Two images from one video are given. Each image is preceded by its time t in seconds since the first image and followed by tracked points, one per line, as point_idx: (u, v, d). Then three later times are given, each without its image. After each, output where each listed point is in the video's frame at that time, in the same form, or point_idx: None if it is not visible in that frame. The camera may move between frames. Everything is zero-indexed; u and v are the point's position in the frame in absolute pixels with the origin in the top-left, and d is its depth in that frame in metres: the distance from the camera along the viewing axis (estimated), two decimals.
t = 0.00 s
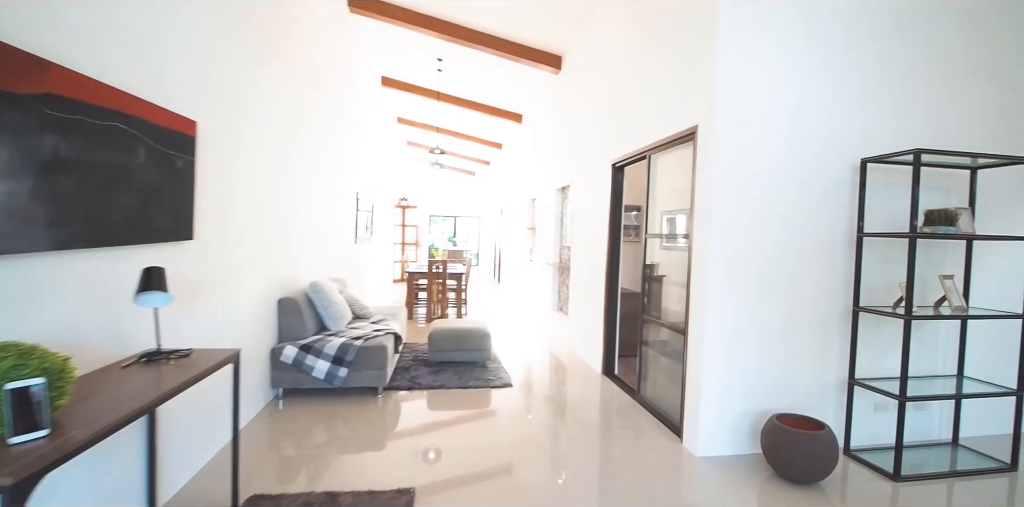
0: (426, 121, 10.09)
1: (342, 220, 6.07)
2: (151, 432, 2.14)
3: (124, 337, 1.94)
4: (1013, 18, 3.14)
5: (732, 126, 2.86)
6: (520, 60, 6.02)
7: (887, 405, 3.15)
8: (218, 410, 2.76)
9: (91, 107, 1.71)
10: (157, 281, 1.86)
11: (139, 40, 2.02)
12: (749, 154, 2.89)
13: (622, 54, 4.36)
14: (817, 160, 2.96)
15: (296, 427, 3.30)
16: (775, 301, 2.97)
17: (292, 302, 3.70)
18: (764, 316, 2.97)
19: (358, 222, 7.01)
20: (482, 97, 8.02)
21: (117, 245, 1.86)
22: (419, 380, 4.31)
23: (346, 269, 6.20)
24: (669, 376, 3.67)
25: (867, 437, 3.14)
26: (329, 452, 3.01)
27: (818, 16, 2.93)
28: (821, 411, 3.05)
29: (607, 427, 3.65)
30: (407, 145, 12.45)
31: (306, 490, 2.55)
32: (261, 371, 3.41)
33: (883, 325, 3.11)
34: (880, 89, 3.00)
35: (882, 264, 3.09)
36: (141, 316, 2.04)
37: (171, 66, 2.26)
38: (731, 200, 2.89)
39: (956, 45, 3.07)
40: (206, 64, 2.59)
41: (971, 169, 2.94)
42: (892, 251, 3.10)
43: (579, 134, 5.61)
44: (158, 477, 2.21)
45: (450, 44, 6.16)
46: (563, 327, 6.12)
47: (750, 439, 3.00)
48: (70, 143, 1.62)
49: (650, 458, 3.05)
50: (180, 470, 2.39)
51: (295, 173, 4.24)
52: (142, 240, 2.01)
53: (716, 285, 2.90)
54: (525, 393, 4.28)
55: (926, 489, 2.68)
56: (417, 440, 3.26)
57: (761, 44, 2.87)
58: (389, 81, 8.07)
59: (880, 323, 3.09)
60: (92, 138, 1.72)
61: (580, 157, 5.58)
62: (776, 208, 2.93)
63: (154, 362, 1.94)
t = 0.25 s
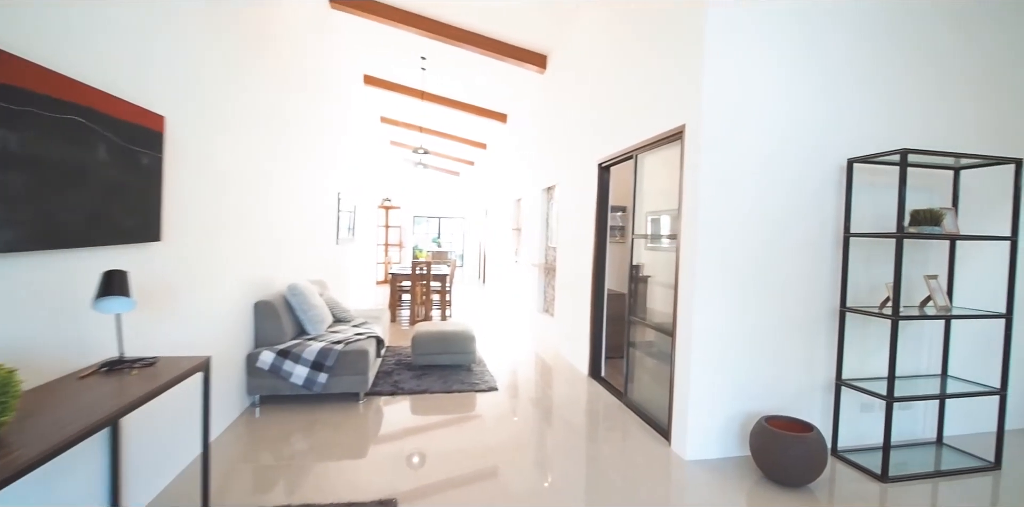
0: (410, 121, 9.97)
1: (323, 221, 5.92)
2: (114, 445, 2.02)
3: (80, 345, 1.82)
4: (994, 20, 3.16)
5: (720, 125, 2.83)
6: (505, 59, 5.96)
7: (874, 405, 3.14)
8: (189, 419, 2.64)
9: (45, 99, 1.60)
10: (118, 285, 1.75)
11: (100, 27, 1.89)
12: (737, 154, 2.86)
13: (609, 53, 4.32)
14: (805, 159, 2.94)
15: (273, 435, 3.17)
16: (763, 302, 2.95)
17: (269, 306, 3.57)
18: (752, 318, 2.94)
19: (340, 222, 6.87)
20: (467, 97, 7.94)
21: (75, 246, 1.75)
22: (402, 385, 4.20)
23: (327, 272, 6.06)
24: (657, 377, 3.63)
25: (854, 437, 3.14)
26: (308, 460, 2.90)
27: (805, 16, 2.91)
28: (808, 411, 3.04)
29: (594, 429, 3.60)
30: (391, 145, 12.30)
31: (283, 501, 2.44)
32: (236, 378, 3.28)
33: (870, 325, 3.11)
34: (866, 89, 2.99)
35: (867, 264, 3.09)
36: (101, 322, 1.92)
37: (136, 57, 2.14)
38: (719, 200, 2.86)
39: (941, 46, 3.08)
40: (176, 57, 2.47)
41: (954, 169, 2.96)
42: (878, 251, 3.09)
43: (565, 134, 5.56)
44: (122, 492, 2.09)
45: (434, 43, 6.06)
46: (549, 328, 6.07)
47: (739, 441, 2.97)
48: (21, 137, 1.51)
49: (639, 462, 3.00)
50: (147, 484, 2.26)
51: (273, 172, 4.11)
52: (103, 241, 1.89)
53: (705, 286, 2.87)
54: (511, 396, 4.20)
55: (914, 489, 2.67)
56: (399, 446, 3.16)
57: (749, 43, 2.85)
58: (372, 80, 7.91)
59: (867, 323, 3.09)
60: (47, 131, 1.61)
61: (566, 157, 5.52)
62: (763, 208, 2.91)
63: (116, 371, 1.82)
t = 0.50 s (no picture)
0: (392, 120, 9.82)
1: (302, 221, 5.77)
2: (70, 461, 1.89)
3: (31, 354, 1.69)
4: (972, 21, 3.20)
5: (706, 123, 2.80)
6: (488, 57, 5.87)
7: (859, 404, 3.14)
8: (156, 429, 2.50)
9: None
10: (72, 290, 1.63)
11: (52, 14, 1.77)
12: (724, 153, 2.84)
13: (593, 51, 4.28)
14: (790, 158, 2.93)
15: (248, 443, 3.05)
16: (749, 302, 2.92)
17: (243, 309, 3.44)
18: (739, 317, 2.92)
19: (319, 223, 6.71)
20: (449, 95, 7.84)
21: (25, 247, 1.62)
22: (383, 389, 4.09)
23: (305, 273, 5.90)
24: (643, 379, 3.59)
25: (839, 436, 3.13)
26: (285, 469, 2.78)
27: (790, 14, 2.90)
28: (794, 411, 3.02)
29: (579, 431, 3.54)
30: (372, 144, 12.12)
31: None
32: (208, 385, 3.14)
33: (854, 325, 3.11)
34: (849, 89, 2.99)
35: (852, 263, 3.09)
36: (55, 330, 1.79)
37: (93, 45, 2.01)
38: (705, 199, 2.83)
39: (922, 46, 3.10)
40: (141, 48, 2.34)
41: (936, 169, 2.98)
42: (862, 250, 3.10)
43: (549, 133, 5.51)
44: None
45: (416, 40, 5.96)
46: (533, 329, 6.01)
47: (726, 443, 2.94)
48: None
49: (626, 465, 2.95)
50: (109, 500, 2.13)
51: (249, 170, 3.96)
52: (58, 242, 1.77)
53: (692, 286, 2.84)
54: (495, 399, 4.12)
55: (899, 488, 2.67)
56: (381, 452, 3.06)
57: (735, 41, 2.82)
58: (352, 78, 7.75)
59: (851, 322, 3.09)
60: None
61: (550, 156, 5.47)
62: (749, 208, 2.89)
63: (71, 382, 1.70)
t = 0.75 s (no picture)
0: (374, 118, 9.67)
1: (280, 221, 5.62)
2: (24, 477, 1.77)
3: None
4: (954, 22, 3.22)
5: (694, 122, 2.77)
6: (471, 55, 5.79)
7: (844, 404, 3.15)
8: (122, 439, 2.38)
9: None
10: (24, 294, 1.51)
11: None
12: (711, 152, 2.81)
13: (579, 49, 4.23)
14: (776, 157, 2.92)
15: (223, 451, 2.92)
16: (737, 302, 2.90)
17: (217, 313, 3.31)
18: (726, 319, 2.89)
19: (299, 223, 6.55)
20: (433, 94, 7.74)
21: None
22: (365, 394, 3.98)
23: (284, 275, 5.75)
24: (629, 380, 3.54)
25: (826, 436, 3.13)
26: (262, 478, 2.67)
27: (777, 12, 2.88)
28: (781, 412, 3.01)
29: (565, 433, 3.49)
30: (354, 143, 11.93)
31: None
32: (180, 391, 3.01)
33: (839, 324, 3.11)
34: (835, 88, 2.99)
35: (837, 263, 3.09)
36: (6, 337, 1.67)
37: (39, 29, 1.87)
38: (693, 198, 2.80)
39: (905, 47, 3.11)
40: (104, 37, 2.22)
41: (919, 169, 2.99)
42: (847, 250, 3.10)
43: (534, 132, 5.45)
44: None
45: (398, 36, 5.85)
46: (518, 330, 5.94)
47: (714, 445, 2.91)
48: None
49: (613, 466, 2.91)
50: None
51: (224, 168, 3.82)
52: (10, 243, 1.65)
53: (680, 287, 2.80)
54: (480, 401, 4.04)
55: (886, 487, 2.67)
56: (362, 458, 2.97)
57: (722, 39, 2.80)
58: (333, 75, 7.58)
59: (837, 322, 3.09)
60: None
61: (535, 155, 5.41)
62: (736, 207, 2.86)
63: (24, 393, 1.58)
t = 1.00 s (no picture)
0: (356, 117, 9.51)
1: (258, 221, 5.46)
2: None
3: None
4: (935, 25, 3.26)
5: (680, 122, 2.75)
6: (455, 53, 5.71)
7: (828, 404, 3.15)
8: (84, 451, 2.25)
9: None
10: None
11: None
12: (697, 151, 2.78)
13: (564, 48, 4.20)
14: (762, 158, 2.91)
15: (194, 460, 2.80)
16: (723, 303, 2.88)
17: (189, 317, 3.18)
18: (713, 320, 2.87)
19: (277, 223, 6.38)
20: (415, 92, 7.64)
21: None
22: (345, 399, 3.87)
23: (261, 276, 5.59)
24: (615, 382, 3.50)
25: (810, 436, 3.13)
26: (237, 487, 2.56)
27: (763, 12, 2.87)
28: (766, 413, 3.00)
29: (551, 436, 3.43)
30: (335, 142, 11.73)
31: None
32: (149, 399, 2.88)
33: (824, 324, 3.12)
34: (819, 89, 2.99)
35: (821, 263, 3.09)
36: None
37: (3, 21, 1.81)
38: (680, 198, 2.77)
39: (887, 49, 3.14)
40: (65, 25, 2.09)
41: (900, 170, 3.01)
42: (831, 250, 3.10)
43: (518, 132, 5.40)
44: None
45: (380, 33, 5.74)
46: (502, 332, 5.88)
47: (701, 447, 2.89)
48: None
49: (599, 470, 2.87)
50: None
51: (197, 166, 3.68)
52: None
53: (667, 287, 2.77)
54: (464, 405, 3.96)
55: (870, 487, 2.68)
56: (342, 465, 2.87)
57: (709, 38, 2.78)
58: (313, 72, 7.40)
59: (821, 322, 3.09)
60: None
61: (520, 154, 5.35)
62: (722, 207, 2.85)
63: None
